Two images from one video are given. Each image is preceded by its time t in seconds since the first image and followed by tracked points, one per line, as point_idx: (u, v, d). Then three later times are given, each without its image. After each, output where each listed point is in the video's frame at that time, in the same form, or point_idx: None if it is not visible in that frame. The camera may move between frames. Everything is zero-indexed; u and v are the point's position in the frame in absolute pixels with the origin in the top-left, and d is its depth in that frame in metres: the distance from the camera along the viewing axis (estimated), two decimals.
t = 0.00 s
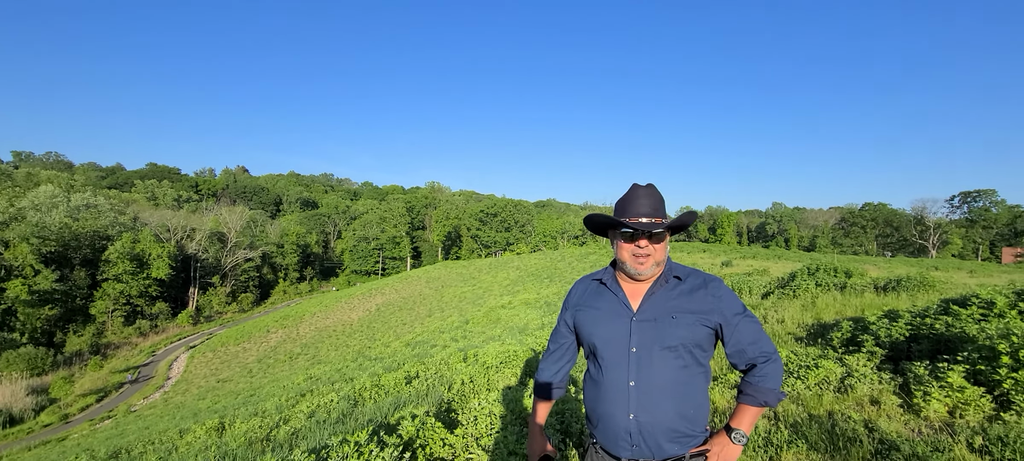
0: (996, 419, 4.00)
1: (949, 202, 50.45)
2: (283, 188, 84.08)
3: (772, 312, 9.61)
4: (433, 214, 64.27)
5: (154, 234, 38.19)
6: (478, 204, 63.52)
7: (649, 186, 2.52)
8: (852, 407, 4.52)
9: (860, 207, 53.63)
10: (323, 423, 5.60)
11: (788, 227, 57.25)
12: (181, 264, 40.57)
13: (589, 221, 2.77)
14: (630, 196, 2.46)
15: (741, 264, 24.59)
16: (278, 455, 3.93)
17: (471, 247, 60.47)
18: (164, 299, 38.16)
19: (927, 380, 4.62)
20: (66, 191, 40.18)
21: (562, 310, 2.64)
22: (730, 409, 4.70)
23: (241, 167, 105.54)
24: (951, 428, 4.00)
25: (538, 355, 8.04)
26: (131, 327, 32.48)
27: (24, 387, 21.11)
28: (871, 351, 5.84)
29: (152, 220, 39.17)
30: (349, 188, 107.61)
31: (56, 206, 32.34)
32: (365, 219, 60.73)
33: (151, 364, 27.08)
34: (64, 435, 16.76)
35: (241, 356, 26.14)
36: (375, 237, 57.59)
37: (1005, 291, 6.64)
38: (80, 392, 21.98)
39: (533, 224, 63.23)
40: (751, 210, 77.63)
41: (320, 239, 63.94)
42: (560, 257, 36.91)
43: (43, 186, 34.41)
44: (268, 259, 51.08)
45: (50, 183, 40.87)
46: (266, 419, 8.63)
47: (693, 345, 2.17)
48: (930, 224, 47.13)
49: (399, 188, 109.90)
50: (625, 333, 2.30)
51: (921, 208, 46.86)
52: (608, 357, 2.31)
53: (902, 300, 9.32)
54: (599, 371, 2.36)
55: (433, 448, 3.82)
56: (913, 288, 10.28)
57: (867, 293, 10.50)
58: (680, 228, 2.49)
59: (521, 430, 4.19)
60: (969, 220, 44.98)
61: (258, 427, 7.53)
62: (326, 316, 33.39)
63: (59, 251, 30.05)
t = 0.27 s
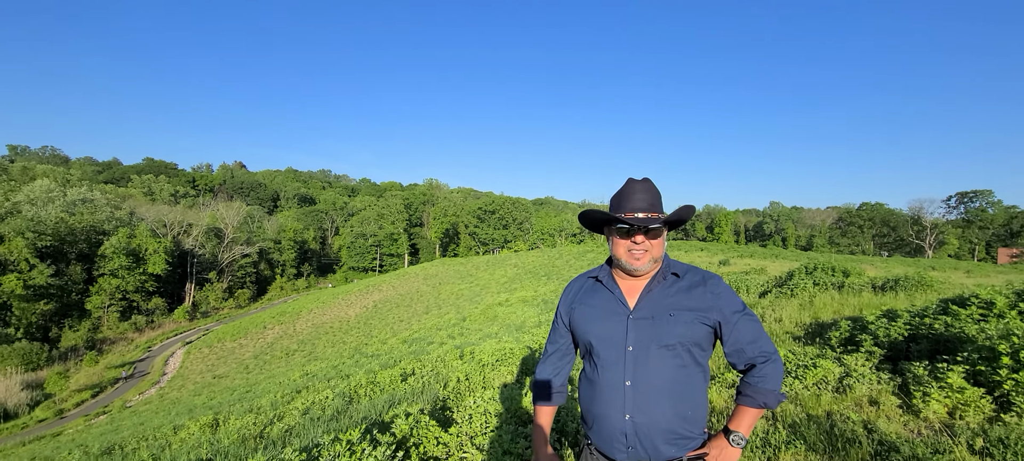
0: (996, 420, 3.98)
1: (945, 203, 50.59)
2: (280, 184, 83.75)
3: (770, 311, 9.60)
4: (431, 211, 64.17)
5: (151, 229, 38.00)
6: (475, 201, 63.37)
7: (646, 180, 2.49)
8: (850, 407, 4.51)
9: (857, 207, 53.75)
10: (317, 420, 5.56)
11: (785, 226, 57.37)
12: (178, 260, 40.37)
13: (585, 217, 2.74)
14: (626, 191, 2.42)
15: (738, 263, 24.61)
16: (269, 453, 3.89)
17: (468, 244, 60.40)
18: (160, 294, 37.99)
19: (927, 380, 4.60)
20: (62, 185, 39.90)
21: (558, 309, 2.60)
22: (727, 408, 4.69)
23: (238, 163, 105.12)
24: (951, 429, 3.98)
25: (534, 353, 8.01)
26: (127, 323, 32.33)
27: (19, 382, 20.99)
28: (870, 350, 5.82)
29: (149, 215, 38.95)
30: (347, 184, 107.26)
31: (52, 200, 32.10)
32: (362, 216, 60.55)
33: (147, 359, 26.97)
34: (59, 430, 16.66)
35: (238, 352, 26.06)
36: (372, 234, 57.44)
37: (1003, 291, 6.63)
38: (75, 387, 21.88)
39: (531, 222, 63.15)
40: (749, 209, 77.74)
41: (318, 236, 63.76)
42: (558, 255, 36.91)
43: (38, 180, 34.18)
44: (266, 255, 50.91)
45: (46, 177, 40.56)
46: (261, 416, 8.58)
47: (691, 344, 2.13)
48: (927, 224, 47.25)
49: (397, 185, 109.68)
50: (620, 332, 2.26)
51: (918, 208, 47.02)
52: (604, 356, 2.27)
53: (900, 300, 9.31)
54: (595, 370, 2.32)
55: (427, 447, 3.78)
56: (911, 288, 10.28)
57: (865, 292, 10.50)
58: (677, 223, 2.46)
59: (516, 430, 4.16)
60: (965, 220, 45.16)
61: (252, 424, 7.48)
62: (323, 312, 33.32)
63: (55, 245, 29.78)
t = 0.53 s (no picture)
0: (997, 422, 3.96)
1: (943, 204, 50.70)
2: (279, 178, 83.47)
3: (768, 310, 9.60)
4: (430, 207, 64.07)
5: (148, 222, 37.85)
6: (474, 198, 63.35)
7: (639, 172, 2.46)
8: (849, 408, 4.49)
9: (855, 207, 53.85)
10: (311, 415, 5.53)
11: (784, 226, 57.47)
12: (175, 253, 40.24)
13: (581, 211, 2.70)
14: (621, 183, 2.39)
15: (737, 262, 24.64)
16: (261, 450, 3.84)
17: (467, 240, 60.35)
18: (157, 287, 37.88)
19: (927, 381, 4.58)
20: (59, 177, 39.68)
21: (554, 306, 2.56)
22: (725, 407, 4.67)
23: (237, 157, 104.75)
24: (950, 430, 3.97)
25: (531, 350, 7.98)
26: (124, 316, 32.24)
27: (15, 375, 20.92)
28: (869, 350, 5.82)
29: (146, 208, 38.77)
30: (345, 179, 107.01)
31: (49, 193, 31.90)
32: (361, 211, 60.43)
33: (143, 353, 26.90)
34: (54, 423, 16.61)
35: (235, 347, 26.01)
36: (371, 229, 57.34)
37: (1003, 292, 6.62)
38: (71, 380, 21.81)
39: (530, 219, 63.10)
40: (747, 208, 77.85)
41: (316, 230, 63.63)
42: (556, 252, 36.91)
43: (35, 172, 33.93)
44: (263, 250, 50.80)
45: (43, 169, 40.34)
46: (256, 411, 8.54)
47: (691, 342, 2.09)
48: (924, 225, 47.37)
49: (396, 180, 109.46)
50: (618, 329, 2.22)
51: (916, 209, 47.14)
52: (602, 354, 2.23)
53: (898, 300, 9.31)
54: (591, 368, 2.29)
55: (420, 444, 3.75)
56: (909, 288, 10.29)
57: (863, 292, 10.50)
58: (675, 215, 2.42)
59: (511, 427, 4.13)
60: (963, 221, 45.28)
61: (248, 419, 7.44)
62: (320, 307, 33.28)
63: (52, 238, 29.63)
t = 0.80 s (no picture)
0: (1004, 424, 3.93)
1: (944, 204, 50.64)
2: (278, 174, 83.29)
3: (769, 309, 9.58)
4: (429, 203, 63.98)
5: (147, 217, 37.77)
6: (474, 195, 63.25)
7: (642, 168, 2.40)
8: (853, 409, 4.47)
9: (855, 206, 53.80)
10: (309, 412, 5.50)
11: (783, 225, 57.45)
12: (174, 248, 40.15)
13: (585, 210, 2.67)
14: (624, 180, 2.34)
15: (737, 260, 24.62)
16: (256, 448, 3.80)
17: (467, 237, 60.31)
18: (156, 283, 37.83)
19: (932, 382, 4.55)
20: (58, 172, 39.58)
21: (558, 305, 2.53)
22: (727, 408, 4.65)
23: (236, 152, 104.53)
24: (957, 432, 3.94)
25: (531, 348, 7.95)
26: (123, 311, 32.22)
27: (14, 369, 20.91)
28: (872, 350, 5.80)
29: (145, 203, 38.68)
30: (345, 175, 106.81)
31: (48, 187, 31.78)
32: (361, 207, 60.36)
33: (142, 348, 26.87)
34: (53, 417, 16.59)
35: (234, 342, 25.99)
36: (371, 226, 57.30)
37: (1007, 292, 6.58)
38: (70, 374, 21.79)
39: (530, 216, 63.03)
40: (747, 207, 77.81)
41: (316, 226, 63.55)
42: (556, 250, 36.90)
43: (34, 165, 33.80)
44: (263, 245, 50.73)
45: (42, 163, 40.20)
46: (254, 407, 8.51)
47: (698, 344, 2.05)
48: (924, 225, 47.33)
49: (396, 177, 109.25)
50: (623, 329, 2.19)
51: (916, 209, 47.13)
52: (607, 356, 2.20)
53: (900, 300, 9.28)
54: (596, 370, 2.26)
55: (418, 443, 3.71)
56: (911, 288, 10.27)
57: (865, 292, 10.47)
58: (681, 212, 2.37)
59: (510, 426, 4.10)
60: (963, 221, 45.24)
61: (245, 415, 7.40)
62: (319, 303, 33.26)
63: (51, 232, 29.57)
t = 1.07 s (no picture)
0: (1009, 430, 3.90)
1: (944, 205, 50.58)
2: (279, 170, 83.23)
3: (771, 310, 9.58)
4: (430, 201, 63.98)
5: (147, 212, 37.75)
6: (475, 192, 63.18)
7: (636, 170, 2.30)
8: (855, 413, 4.46)
9: (856, 207, 53.73)
10: (308, 410, 5.50)
11: (784, 225, 57.44)
12: (174, 244, 40.11)
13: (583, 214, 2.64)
14: (615, 187, 2.27)
15: (737, 260, 24.61)
16: (254, 447, 3.79)
17: (467, 235, 60.31)
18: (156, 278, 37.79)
19: (935, 386, 4.53)
20: (59, 166, 39.54)
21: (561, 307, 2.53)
22: (729, 410, 4.63)
23: (237, 147, 104.41)
24: (961, 437, 3.92)
25: (531, 347, 7.92)
26: (122, 306, 32.21)
27: (13, 363, 20.91)
28: (875, 353, 5.78)
29: (146, 199, 38.67)
30: (346, 172, 106.78)
31: (49, 181, 31.73)
32: (361, 204, 60.32)
33: (142, 343, 26.88)
34: (52, 411, 16.61)
35: (233, 338, 26.00)
36: (371, 222, 57.27)
37: (1012, 294, 6.53)
38: (70, 369, 21.81)
39: (530, 214, 62.99)
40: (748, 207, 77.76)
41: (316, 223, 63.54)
42: (556, 248, 36.89)
43: (35, 160, 33.77)
44: (263, 241, 50.73)
45: (42, 158, 40.16)
46: (252, 403, 8.52)
47: (703, 350, 2.01)
48: (924, 226, 47.27)
49: (396, 174, 109.13)
50: (625, 334, 2.18)
51: (917, 210, 47.10)
52: (607, 361, 2.19)
53: (902, 302, 9.26)
54: (597, 374, 2.25)
55: (417, 443, 3.69)
56: (913, 290, 10.24)
57: (866, 293, 10.46)
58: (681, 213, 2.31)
59: (508, 427, 4.09)
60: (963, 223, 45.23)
61: (244, 412, 7.39)
62: (319, 300, 33.27)
63: (50, 226, 29.51)
